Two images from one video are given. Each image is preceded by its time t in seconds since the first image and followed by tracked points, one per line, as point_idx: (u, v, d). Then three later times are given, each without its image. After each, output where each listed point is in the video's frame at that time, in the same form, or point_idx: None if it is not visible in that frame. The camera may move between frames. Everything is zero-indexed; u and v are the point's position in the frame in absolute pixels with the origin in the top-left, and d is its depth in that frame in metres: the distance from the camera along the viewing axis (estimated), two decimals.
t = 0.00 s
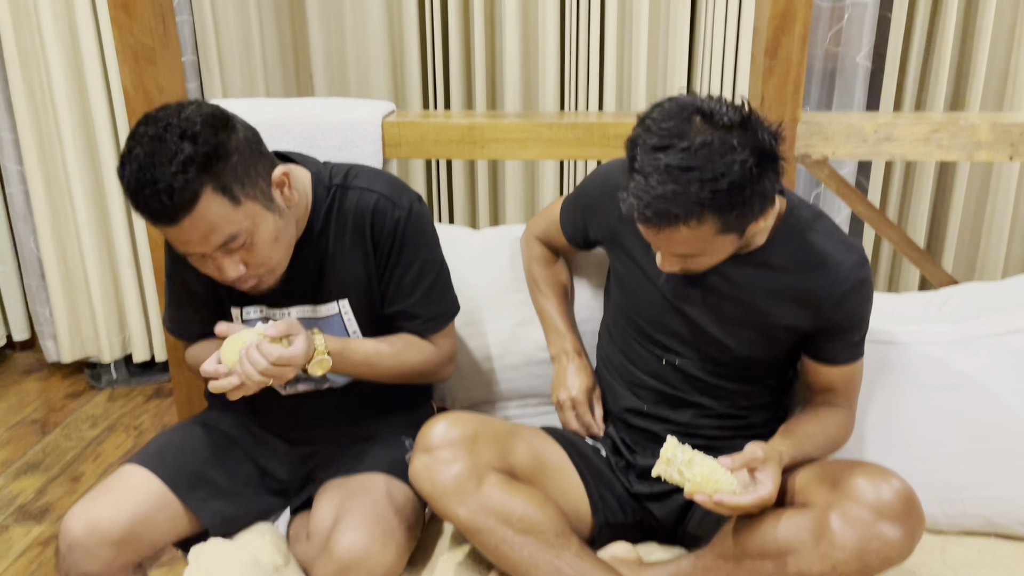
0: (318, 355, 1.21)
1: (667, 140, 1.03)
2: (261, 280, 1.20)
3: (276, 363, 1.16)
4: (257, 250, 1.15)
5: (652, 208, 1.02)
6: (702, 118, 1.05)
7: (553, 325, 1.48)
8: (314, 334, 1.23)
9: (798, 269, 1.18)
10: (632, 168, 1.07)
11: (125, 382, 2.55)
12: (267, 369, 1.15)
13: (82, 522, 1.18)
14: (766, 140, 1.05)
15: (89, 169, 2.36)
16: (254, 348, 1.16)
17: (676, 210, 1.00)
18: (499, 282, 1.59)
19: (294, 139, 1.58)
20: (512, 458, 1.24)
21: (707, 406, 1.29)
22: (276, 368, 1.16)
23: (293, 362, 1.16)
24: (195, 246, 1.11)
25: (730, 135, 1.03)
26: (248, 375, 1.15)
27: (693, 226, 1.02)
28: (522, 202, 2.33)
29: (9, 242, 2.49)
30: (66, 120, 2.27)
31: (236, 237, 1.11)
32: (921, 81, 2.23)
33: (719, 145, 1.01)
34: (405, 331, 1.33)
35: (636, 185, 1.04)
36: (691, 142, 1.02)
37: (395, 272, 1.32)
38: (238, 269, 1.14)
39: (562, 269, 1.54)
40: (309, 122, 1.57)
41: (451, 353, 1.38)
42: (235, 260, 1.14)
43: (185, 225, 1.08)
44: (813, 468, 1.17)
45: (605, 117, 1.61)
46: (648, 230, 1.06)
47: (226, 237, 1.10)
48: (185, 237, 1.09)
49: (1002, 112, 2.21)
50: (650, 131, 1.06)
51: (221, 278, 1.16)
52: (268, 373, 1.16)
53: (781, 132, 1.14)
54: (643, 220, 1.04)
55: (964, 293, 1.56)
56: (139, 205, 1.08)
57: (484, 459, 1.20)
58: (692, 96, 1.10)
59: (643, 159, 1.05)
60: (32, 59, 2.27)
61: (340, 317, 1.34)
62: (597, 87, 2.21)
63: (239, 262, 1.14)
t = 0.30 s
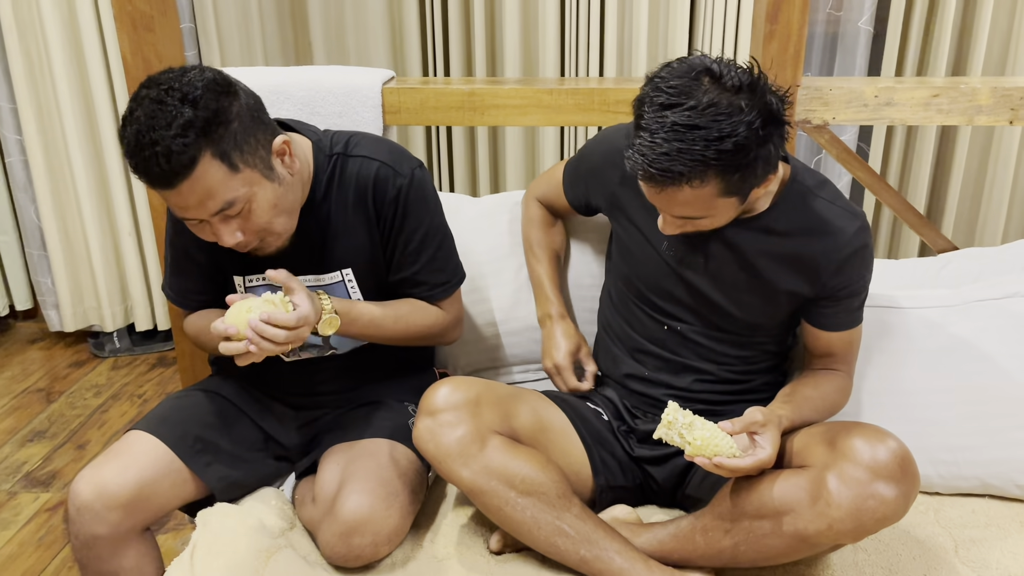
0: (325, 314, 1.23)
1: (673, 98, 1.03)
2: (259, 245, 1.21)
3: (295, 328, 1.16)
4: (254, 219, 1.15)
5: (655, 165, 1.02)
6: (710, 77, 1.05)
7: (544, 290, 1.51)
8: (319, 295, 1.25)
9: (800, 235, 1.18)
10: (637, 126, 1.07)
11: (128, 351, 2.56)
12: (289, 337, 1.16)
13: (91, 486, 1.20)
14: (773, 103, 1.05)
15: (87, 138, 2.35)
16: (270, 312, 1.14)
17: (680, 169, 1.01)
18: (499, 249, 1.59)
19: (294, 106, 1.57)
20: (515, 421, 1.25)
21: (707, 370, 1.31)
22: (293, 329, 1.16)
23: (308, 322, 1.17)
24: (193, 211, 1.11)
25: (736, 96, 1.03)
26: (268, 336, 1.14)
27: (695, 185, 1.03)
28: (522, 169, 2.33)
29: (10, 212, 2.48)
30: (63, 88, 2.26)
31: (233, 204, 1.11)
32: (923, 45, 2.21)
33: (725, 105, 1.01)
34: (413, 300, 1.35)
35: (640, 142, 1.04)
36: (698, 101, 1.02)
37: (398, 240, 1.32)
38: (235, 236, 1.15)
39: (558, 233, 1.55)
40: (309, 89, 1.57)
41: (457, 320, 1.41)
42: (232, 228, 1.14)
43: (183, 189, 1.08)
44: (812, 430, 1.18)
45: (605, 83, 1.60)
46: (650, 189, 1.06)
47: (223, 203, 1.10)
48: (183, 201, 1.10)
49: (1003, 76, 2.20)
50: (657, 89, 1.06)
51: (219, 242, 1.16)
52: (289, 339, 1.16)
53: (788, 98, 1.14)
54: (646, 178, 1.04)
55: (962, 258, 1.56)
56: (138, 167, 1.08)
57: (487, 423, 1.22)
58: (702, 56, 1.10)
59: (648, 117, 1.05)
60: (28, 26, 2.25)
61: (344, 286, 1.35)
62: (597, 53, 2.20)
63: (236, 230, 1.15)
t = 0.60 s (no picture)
0: (325, 304, 1.23)
1: (679, 74, 1.03)
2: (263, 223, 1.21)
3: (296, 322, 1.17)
4: (259, 193, 1.15)
5: (667, 142, 1.01)
6: (713, 52, 1.05)
7: (554, 273, 1.52)
8: (319, 281, 1.25)
9: (804, 220, 1.18)
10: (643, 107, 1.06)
11: (131, 333, 2.57)
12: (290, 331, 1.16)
13: (97, 466, 1.21)
14: (779, 71, 1.05)
15: (89, 120, 2.35)
16: (272, 306, 1.15)
17: (692, 143, 1.00)
18: (502, 232, 1.59)
19: (297, 88, 1.57)
20: (517, 403, 1.26)
21: (709, 354, 1.31)
22: (296, 322, 1.16)
23: (308, 315, 1.18)
24: (199, 184, 1.11)
25: (742, 67, 1.03)
26: (271, 330, 1.15)
27: (707, 160, 1.02)
28: (524, 152, 2.32)
29: (13, 194, 2.49)
30: (66, 70, 2.26)
31: (239, 177, 1.11)
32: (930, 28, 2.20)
33: (732, 76, 1.01)
34: (413, 281, 1.35)
35: (649, 121, 1.03)
36: (704, 74, 1.02)
37: (401, 222, 1.33)
38: (240, 210, 1.15)
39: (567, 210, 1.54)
40: (311, 71, 1.56)
41: (460, 303, 1.41)
42: (237, 202, 1.14)
43: (189, 162, 1.08)
44: (813, 413, 1.18)
45: (609, 65, 1.60)
46: (661, 168, 1.05)
47: (229, 177, 1.10)
48: (189, 173, 1.10)
49: (1009, 58, 2.18)
50: (660, 68, 1.05)
51: (224, 218, 1.16)
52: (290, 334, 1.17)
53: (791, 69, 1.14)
54: (656, 156, 1.04)
55: (966, 241, 1.56)
56: (145, 139, 1.08)
57: (489, 405, 1.23)
58: (700, 33, 1.10)
59: (655, 95, 1.04)
60: (29, 7, 2.24)
61: (346, 267, 1.35)
62: (600, 35, 2.18)
63: (241, 206, 1.15)
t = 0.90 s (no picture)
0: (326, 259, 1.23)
1: (690, 52, 1.03)
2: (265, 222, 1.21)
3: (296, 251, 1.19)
4: (258, 192, 1.15)
5: (683, 116, 1.00)
6: (723, 31, 1.05)
7: (551, 257, 1.51)
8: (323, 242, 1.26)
9: (807, 214, 1.18)
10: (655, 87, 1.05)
11: (132, 325, 2.56)
12: (289, 256, 1.18)
13: (98, 457, 1.21)
14: (790, 48, 1.05)
15: (91, 111, 2.34)
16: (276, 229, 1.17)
17: (708, 116, 0.99)
18: (504, 224, 1.59)
19: (299, 80, 1.56)
20: (519, 396, 1.26)
21: (712, 348, 1.31)
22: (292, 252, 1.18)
23: (310, 246, 1.19)
24: (198, 186, 1.11)
25: (753, 42, 1.03)
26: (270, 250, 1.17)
27: (724, 134, 1.01)
28: (526, 144, 2.32)
29: (14, 184, 2.48)
30: (67, 60, 2.25)
31: (236, 176, 1.11)
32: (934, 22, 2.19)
33: (744, 51, 1.01)
34: (412, 271, 1.34)
35: (663, 98, 1.02)
36: (716, 49, 1.01)
37: (400, 214, 1.32)
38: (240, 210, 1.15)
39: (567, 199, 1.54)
40: (314, 62, 1.55)
41: (458, 298, 1.40)
42: (236, 202, 1.14)
43: (186, 162, 1.08)
44: (815, 407, 1.18)
45: (612, 57, 1.59)
46: (677, 146, 1.04)
47: (226, 176, 1.10)
48: (187, 174, 1.10)
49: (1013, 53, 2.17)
50: (669, 49, 1.05)
51: (223, 219, 1.16)
52: (290, 261, 1.18)
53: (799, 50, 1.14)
54: (672, 133, 1.02)
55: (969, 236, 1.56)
56: (143, 141, 1.08)
57: (491, 398, 1.22)
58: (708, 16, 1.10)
59: (667, 74, 1.04)
60: None
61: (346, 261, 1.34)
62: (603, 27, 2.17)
63: (239, 206, 1.15)
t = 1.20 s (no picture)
0: (320, 269, 1.23)
1: (688, 37, 1.04)
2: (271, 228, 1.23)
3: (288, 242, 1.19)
4: (260, 205, 1.17)
5: (687, 98, 1.00)
6: (718, 17, 1.06)
7: (524, 286, 1.38)
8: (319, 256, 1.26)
9: (803, 211, 1.20)
10: (655, 75, 1.05)
11: (131, 322, 2.56)
12: (279, 245, 1.18)
13: (97, 455, 1.21)
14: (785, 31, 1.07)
15: (90, 109, 2.34)
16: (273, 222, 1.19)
17: (712, 95, 0.99)
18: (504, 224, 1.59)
19: (299, 78, 1.56)
20: (520, 392, 1.26)
21: (711, 348, 1.31)
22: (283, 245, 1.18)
23: (303, 243, 1.20)
24: (202, 208, 1.13)
25: (750, 24, 1.04)
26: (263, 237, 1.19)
27: (728, 114, 1.01)
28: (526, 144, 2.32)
29: (13, 181, 2.48)
30: (67, 58, 2.25)
31: (240, 195, 1.13)
32: (934, 24, 2.19)
33: (742, 33, 1.02)
34: (407, 273, 1.34)
35: (666, 83, 1.02)
36: (715, 32, 1.03)
37: (395, 215, 1.33)
38: (245, 224, 1.17)
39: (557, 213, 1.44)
40: (315, 61, 1.56)
41: (455, 300, 1.40)
42: (240, 216, 1.16)
43: (189, 188, 1.09)
44: (814, 405, 1.18)
45: (613, 58, 1.59)
46: (682, 130, 1.03)
47: (230, 196, 1.12)
48: (190, 199, 1.11)
49: (1013, 56, 2.18)
50: (666, 37, 1.06)
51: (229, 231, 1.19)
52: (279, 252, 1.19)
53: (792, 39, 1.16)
54: (677, 116, 1.01)
55: (968, 237, 1.56)
56: (142, 169, 1.09)
57: (493, 394, 1.23)
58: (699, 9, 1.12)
59: (667, 60, 1.04)
60: None
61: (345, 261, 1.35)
62: (604, 27, 2.17)
63: (244, 219, 1.17)
